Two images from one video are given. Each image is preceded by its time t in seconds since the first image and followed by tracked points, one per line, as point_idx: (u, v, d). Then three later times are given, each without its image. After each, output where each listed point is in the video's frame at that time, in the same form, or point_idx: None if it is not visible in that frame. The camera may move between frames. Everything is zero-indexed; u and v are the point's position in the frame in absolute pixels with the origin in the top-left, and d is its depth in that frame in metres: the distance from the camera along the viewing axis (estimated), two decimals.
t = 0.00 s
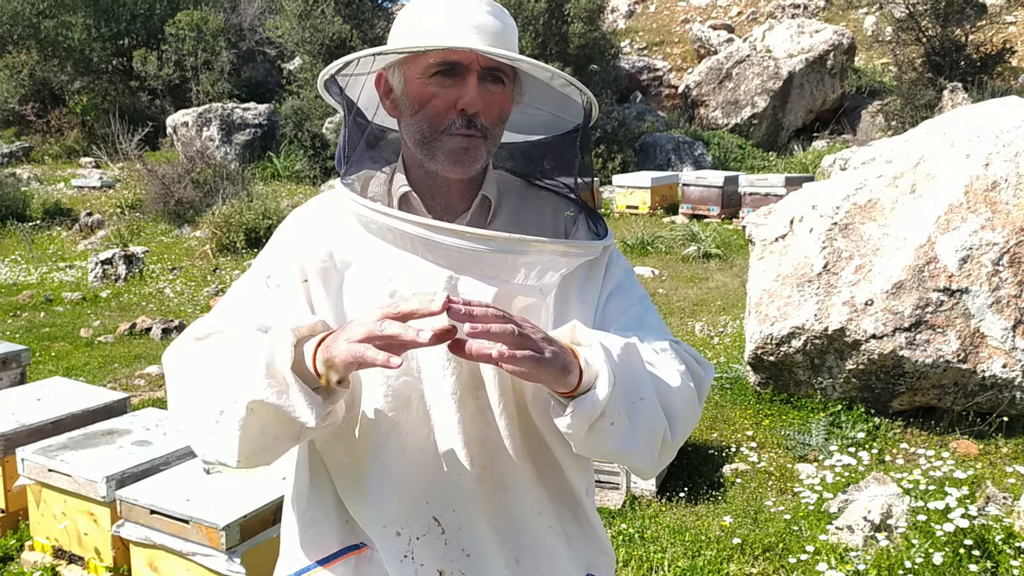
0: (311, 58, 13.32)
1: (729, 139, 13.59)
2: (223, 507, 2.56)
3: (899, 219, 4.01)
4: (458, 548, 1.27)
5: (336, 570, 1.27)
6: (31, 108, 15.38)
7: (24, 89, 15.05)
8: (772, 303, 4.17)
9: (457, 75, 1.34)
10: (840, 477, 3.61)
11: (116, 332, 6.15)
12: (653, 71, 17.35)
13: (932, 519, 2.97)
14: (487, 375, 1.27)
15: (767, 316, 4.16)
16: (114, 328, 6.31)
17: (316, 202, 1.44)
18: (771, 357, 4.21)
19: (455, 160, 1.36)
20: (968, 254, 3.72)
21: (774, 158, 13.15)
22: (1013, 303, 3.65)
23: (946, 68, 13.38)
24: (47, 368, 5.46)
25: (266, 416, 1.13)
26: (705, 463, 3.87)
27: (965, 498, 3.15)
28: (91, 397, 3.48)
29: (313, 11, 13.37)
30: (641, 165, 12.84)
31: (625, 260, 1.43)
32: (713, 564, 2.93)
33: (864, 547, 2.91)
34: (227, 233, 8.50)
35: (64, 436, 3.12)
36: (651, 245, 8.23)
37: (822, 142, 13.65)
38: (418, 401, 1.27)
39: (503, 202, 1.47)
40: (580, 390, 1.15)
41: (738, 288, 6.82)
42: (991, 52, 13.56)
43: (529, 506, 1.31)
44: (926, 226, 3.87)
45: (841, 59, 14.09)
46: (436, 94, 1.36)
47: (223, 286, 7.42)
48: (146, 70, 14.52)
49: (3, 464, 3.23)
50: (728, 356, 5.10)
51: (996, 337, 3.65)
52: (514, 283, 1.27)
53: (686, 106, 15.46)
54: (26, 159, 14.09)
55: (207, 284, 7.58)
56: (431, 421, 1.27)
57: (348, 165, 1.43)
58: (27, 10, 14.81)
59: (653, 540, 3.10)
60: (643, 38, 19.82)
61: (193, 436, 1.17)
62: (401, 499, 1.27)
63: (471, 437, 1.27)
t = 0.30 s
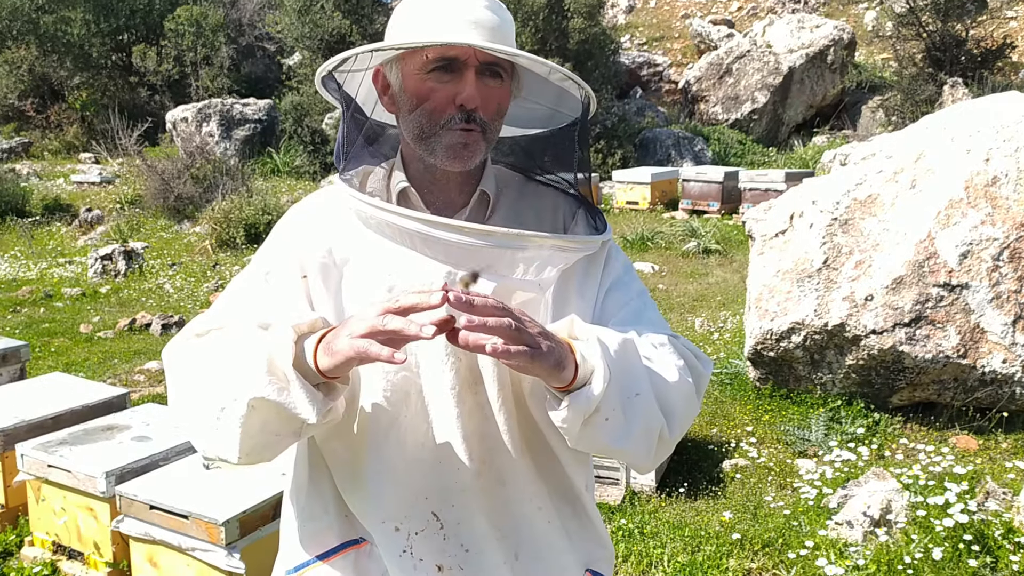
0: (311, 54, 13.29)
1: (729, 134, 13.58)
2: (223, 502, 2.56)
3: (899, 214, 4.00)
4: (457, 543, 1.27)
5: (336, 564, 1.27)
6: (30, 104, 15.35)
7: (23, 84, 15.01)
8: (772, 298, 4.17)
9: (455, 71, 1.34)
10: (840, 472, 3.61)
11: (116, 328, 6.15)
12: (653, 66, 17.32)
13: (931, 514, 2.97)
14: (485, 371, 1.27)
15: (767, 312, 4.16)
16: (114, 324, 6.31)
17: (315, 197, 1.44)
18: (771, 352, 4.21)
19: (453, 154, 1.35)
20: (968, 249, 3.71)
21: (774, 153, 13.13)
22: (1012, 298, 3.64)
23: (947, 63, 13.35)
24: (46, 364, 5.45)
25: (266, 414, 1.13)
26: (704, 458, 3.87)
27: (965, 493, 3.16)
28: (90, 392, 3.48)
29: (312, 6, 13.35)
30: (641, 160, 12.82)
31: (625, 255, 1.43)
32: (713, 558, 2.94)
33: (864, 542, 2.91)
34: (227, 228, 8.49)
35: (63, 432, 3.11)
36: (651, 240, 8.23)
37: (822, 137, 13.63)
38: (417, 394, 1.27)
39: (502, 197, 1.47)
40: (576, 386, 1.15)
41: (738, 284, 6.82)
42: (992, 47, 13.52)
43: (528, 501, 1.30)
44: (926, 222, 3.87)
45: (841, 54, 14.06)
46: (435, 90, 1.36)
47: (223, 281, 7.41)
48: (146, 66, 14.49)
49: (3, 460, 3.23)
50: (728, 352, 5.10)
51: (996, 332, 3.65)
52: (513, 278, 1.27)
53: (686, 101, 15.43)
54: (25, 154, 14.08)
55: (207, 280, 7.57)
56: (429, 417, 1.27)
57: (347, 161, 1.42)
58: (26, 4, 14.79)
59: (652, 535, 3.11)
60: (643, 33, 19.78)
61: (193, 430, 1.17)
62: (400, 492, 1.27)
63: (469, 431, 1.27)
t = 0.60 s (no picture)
0: (311, 51, 13.28)
1: (729, 131, 13.57)
2: (223, 500, 2.56)
3: (899, 212, 4.00)
4: (456, 541, 1.28)
5: (336, 562, 1.27)
6: (30, 101, 15.34)
7: (23, 82, 15.01)
8: (773, 296, 4.17)
9: (452, 70, 1.34)
10: (839, 470, 3.62)
11: (116, 326, 6.15)
12: (653, 63, 17.30)
13: (931, 511, 2.97)
14: (483, 370, 1.27)
15: (767, 309, 4.16)
16: (114, 322, 6.31)
17: (313, 196, 1.44)
18: (771, 349, 4.21)
19: (451, 153, 1.36)
20: (969, 247, 3.72)
21: (774, 150, 13.13)
22: (1013, 295, 3.64)
23: (947, 60, 13.34)
24: (47, 361, 5.45)
25: (264, 413, 1.13)
26: (704, 456, 3.87)
27: (965, 490, 3.16)
28: (90, 390, 3.48)
29: (313, 3, 13.33)
30: (642, 157, 12.82)
31: (622, 253, 1.43)
32: (713, 556, 2.94)
33: (864, 539, 2.91)
34: (227, 225, 8.49)
35: (63, 430, 3.11)
36: (651, 238, 8.23)
37: (822, 135, 13.63)
38: (415, 393, 1.27)
39: (499, 196, 1.47)
40: (575, 386, 1.15)
41: (739, 281, 6.82)
42: (993, 44, 13.52)
43: (527, 498, 1.30)
44: (926, 219, 3.87)
45: (842, 51, 14.07)
46: (431, 89, 1.35)
47: (223, 279, 7.41)
48: (145, 63, 14.46)
49: (4, 457, 3.23)
50: (728, 349, 5.10)
51: (996, 329, 3.65)
52: (511, 275, 1.26)
53: (687, 98, 15.40)
54: (25, 152, 14.08)
55: (207, 277, 7.56)
56: (428, 415, 1.27)
57: (344, 158, 1.42)
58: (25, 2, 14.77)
59: (652, 533, 3.12)
60: (643, 30, 19.76)
61: (193, 429, 1.17)
62: (399, 490, 1.27)
63: (467, 430, 1.27)
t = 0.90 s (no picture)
0: (311, 51, 13.29)
1: (729, 130, 13.58)
2: (224, 499, 2.57)
3: (899, 211, 4.00)
4: (457, 541, 1.28)
5: (336, 563, 1.27)
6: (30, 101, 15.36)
7: (23, 82, 15.03)
8: (772, 296, 4.17)
9: (445, 69, 1.34)
10: (839, 469, 3.62)
11: (117, 325, 6.16)
12: (653, 62, 17.30)
13: (931, 510, 2.98)
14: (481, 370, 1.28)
15: (767, 309, 4.16)
16: (114, 321, 6.31)
17: (311, 198, 1.44)
18: (771, 349, 4.21)
19: (445, 154, 1.36)
20: (968, 246, 3.72)
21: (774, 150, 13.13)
22: (1013, 294, 3.65)
23: (947, 59, 13.35)
24: (48, 361, 5.46)
25: (267, 415, 1.13)
26: (704, 455, 3.87)
27: (965, 489, 3.16)
28: (91, 390, 3.48)
29: (313, 3, 13.34)
30: (642, 157, 12.83)
31: (620, 254, 1.43)
32: (713, 556, 2.95)
33: (864, 538, 2.92)
34: (227, 225, 8.50)
35: (64, 430, 3.11)
36: (651, 237, 8.22)
37: (822, 134, 13.62)
38: (414, 393, 1.28)
39: (497, 197, 1.48)
40: (573, 387, 1.15)
41: (739, 280, 6.83)
42: (992, 44, 13.52)
43: (528, 498, 1.31)
44: (926, 219, 3.87)
45: (842, 51, 14.08)
46: (425, 88, 1.36)
47: (224, 279, 7.42)
48: (145, 63, 14.47)
49: (5, 457, 3.23)
50: (728, 348, 5.10)
51: (995, 329, 3.65)
52: (508, 276, 1.27)
53: (687, 98, 15.39)
54: (25, 151, 14.09)
55: (207, 277, 7.56)
56: (428, 416, 1.28)
57: (341, 161, 1.42)
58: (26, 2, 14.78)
59: (653, 532, 3.12)
60: (643, 29, 19.76)
61: (193, 430, 1.17)
62: (399, 490, 1.27)
63: (466, 430, 1.28)
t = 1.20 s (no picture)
0: (311, 51, 13.29)
1: (729, 130, 13.58)
2: (225, 499, 2.57)
3: (899, 212, 4.01)
4: (456, 543, 1.29)
5: (335, 566, 1.29)
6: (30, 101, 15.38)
7: (23, 82, 15.04)
8: (773, 296, 4.18)
9: (435, 80, 1.35)
10: (839, 469, 3.63)
11: (118, 325, 6.16)
12: (653, 62, 17.31)
13: (931, 510, 2.99)
14: (478, 373, 1.28)
15: (767, 309, 4.17)
16: (115, 322, 6.31)
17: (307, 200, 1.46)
18: (771, 349, 4.22)
19: (430, 166, 1.37)
20: (968, 246, 3.73)
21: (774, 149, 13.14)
22: (1012, 295, 3.66)
23: (947, 59, 13.35)
24: (49, 362, 5.47)
25: (259, 417, 1.14)
26: (704, 455, 3.88)
27: (964, 489, 3.17)
28: (93, 390, 3.49)
29: (313, 3, 13.33)
30: (642, 157, 12.85)
31: (617, 254, 1.44)
32: (714, 555, 2.95)
33: (864, 538, 2.92)
34: (227, 225, 8.50)
35: (66, 430, 3.12)
36: (651, 238, 8.23)
37: (822, 134, 13.63)
38: (412, 396, 1.29)
39: (493, 200, 1.48)
40: (572, 385, 1.16)
41: (739, 280, 6.83)
42: (992, 44, 13.54)
43: (527, 501, 1.32)
44: (926, 218, 3.88)
45: (842, 51, 14.10)
46: (415, 97, 1.36)
47: (224, 279, 7.43)
48: (145, 64, 14.48)
49: (7, 457, 3.24)
50: (728, 349, 5.11)
51: (995, 329, 3.66)
52: (502, 279, 1.29)
53: (687, 98, 15.36)
54: (25, 152, 14.10)
55: (208, 278, 7.56)
56: (425, 420, 1.29)
57: (336, 165, 1.44)
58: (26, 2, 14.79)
59: (653, 531, 3.13)
60: (643, 29, 19.75)
61: (187, 432, 1.19)
62: (397, 493, 1.28)
63: (463, 434, 1.28)
